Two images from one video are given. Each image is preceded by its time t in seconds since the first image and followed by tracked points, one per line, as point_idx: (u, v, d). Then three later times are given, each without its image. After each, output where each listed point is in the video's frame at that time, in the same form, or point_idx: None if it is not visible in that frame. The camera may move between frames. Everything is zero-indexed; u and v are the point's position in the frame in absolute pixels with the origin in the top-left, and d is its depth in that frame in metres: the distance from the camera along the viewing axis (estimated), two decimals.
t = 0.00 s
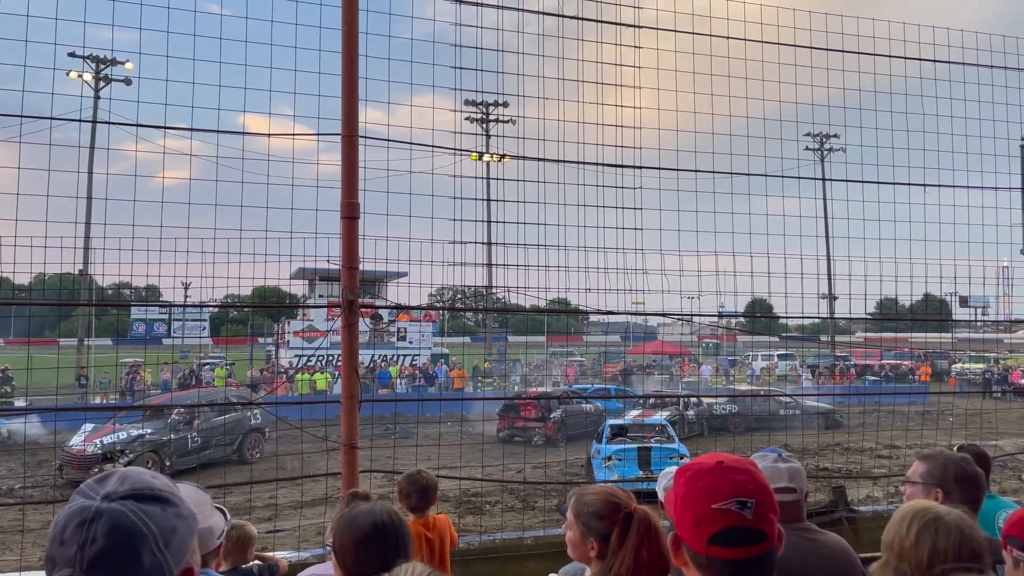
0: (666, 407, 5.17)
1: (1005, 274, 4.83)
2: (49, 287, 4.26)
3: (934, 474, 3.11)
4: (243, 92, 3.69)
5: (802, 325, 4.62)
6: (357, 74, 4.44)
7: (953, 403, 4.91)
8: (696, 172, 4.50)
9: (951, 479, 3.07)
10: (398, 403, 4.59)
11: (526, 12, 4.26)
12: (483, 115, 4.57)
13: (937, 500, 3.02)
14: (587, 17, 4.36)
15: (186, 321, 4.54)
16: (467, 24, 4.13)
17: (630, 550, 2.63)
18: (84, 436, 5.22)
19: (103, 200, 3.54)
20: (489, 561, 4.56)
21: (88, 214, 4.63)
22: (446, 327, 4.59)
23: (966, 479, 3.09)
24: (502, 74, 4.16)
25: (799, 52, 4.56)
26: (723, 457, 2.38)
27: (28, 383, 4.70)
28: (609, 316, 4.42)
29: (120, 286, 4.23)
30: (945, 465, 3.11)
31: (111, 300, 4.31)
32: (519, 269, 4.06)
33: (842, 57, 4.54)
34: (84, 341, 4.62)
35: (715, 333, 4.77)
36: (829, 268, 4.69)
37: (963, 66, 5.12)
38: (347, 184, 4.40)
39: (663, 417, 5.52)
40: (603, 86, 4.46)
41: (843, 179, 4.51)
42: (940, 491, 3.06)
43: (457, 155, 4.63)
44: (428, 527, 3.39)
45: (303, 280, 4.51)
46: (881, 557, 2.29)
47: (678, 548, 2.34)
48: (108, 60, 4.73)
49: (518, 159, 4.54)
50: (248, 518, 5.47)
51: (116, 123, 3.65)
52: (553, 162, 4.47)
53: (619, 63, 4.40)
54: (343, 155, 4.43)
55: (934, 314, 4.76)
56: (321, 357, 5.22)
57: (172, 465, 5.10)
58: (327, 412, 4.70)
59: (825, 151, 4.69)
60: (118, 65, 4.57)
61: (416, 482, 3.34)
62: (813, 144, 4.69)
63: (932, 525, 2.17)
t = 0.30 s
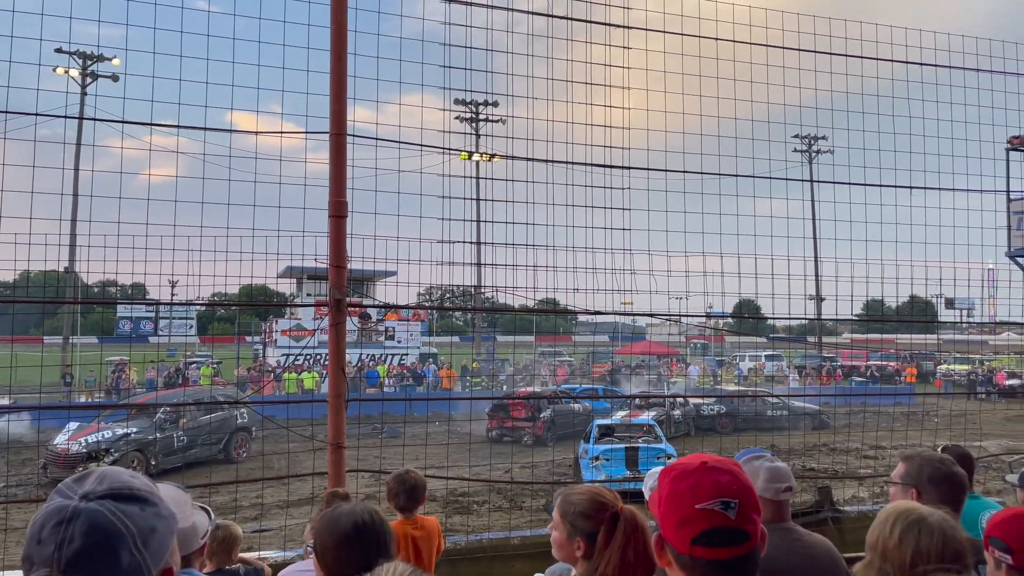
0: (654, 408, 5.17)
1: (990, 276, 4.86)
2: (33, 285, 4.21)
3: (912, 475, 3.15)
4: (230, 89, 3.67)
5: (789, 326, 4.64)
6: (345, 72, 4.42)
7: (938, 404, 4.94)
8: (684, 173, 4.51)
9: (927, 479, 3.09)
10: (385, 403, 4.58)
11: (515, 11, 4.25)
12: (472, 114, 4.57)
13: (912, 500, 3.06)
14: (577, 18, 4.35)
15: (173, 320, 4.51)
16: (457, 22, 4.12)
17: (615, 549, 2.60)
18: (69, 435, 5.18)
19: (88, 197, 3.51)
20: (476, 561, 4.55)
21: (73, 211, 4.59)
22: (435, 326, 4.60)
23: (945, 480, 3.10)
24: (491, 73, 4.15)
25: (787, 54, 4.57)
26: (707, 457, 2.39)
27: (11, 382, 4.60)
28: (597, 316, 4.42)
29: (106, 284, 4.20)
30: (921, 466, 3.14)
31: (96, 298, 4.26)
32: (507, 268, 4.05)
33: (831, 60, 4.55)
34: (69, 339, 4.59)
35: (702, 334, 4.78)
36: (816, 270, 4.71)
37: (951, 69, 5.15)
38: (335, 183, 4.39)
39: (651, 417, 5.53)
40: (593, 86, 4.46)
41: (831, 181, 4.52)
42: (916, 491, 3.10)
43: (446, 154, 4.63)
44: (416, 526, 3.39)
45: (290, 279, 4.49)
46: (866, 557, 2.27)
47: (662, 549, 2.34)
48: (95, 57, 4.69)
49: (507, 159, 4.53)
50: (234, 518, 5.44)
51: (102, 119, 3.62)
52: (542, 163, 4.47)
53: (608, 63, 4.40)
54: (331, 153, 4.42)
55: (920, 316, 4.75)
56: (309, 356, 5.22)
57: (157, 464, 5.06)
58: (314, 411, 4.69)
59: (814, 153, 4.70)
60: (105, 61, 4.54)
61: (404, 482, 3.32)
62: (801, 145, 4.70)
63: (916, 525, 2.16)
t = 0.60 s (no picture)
0: (641, 408, 5.18)
1: (973, 279, 4.90)
2: (15, 282, 4.17)
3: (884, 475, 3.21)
4: (216, 86, 3.64)
5: (774, 327, 4.66)
6: (331, 69, 4.40)
7: (920, 405, 4.98)
8: (671, 174, 4.51)
9: (896, 480, 3.13)
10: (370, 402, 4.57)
11: (503, 11, 4.23)
12: (459, 113, 4.56)
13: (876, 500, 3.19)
14: (564, 18, 4.35)
15: (157, 317, 4.49)
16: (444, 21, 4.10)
17: (599, 545, 2.62)
18: (51, 434, 5.15)
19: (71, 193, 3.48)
20: (460, 561, 4.56)
21: (57, 207, 4.55)
22: (420, 326, 4.58)
23: (922, 481, 3.11)
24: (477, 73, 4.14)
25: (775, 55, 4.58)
26: (685, 459, 2.40)
27: None
28: (584, 317, 4.42)
29: (89, 281, 4.16)
30: (891, 466, 3.18)
31: (79, 295, 4.23)
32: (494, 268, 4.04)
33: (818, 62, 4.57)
34: (52, 337, 4.54)
35: (688, 334, 4.78)
36: (802, 271, 4.73)
37: (936, 73, 5.19)
38: (320, 181, 4.37)
39: (637, 417, 5.54)
40: (580, 86, 4.45)
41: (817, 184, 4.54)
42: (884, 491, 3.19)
43: (433, 153, 4.62)
44: (397, 526, 3.39)
45: (276, 278, 4.47)
46: (844, 558, 2.28)
47: (641, 550, 2.34)
48: (80, 52, 4.65)
49: (494, 158, 4.53)
50: (217, 517, 5.42)
51: (85, 115, 3.59)
52: (529, 162, 4.47)
53: (595, 63, 4.39)
54: (316, 151, 4.40)
55: (903, 318, 4.77)
56: (294, 354, 5.19)
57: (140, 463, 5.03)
58: (298, 410, 4.67)
59: (799, 155, 4.71)
60: (90, 57, 4.50)
61: (387, 482, 3.32)
62: (787, 147, 4.71)
63: (894, 526, 2.17)
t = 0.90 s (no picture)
0: (626, 407, 5.17)
1: (954, 280, 4.94)
2: None
3: (866, 474, 3.22)
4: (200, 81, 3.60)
5: (759, 326, 4.67)
6: (316, 66, 4.38)
7: (902, 405, 5.02)
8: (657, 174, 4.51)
9: (879, 478, 3.15)
10: (353, 400, 4.55)
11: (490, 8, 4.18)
12: (446, 112, 4.55)
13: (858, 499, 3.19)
14: (551, 17, 4.34)
15: (140, 315, 4.42)
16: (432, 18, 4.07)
17: (578, 541, 2.59)
18: (32, 431, 5.11)
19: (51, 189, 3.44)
20: (443, 560, 4.56)
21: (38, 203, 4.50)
22: (406, 324, 4.56)
23: (902, 479, 3.13)
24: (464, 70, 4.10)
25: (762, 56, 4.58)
26: (660, 457, 2.40)
27: None
28: (570, 316, 4.40)
29: (72, 277, 4.10)
30: (875, 464, 3.20)
31: (63, 292, 4.16)
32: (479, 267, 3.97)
33: (804, 64, 4.59)
34: (32, 334, 4.50)
35: (674, 334, 4.76)
36: (787, 271, 4.74)
37: (921, 75, 5.21)
38: (304, 177, 4.36)
39: (622, 416, 5.55)
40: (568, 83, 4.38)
41: (802, 184, 4.55)
42: (867, 490, 3.20)
43: (420, 151, 4.60)
44: (375, 525, 3.37)
45: (260, 275, 4.45)
46: (817, 557, 2.29)
47: (617, 550, 2.34)
48: (63, 46, 4.60)
49: (481, 157, 4.51)
50: (199, 516, 5.39)
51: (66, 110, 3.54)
52: (515, 161, 4.46)
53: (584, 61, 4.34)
54: (301, 148, 4.38)
55: (885, 318, 4.81)
56: (278, 352, 5.17)
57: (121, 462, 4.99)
58: (280, 408, 4.65)
59: (785, 156, 4.73)
60: (73, 51, 4.46)
61: (365, 482, 3.31)
62: (773, 148, 4.72)
63: (865, 525, 2.18)
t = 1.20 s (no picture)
0: (611, 405, 5.17)
1: (938, 278, 4.96)
2: None
3: (855, 471, 3.20)
4: (184, 76, 3.55)
5: (743, 324, 4.68)
6: (301, 62, 4.35)
7: (886, 403, 5.04)
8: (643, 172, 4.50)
9: (869, 475, 3.14)
10: (338, 397, 4.53)
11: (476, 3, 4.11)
12: (432, 109, 4.53)
13: (854, 498, 3.12)
14: (536, 13, 4.32)
15: (123, 312, 4.36)
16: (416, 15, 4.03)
17: (561, 536, 2.56)
18: (13, 429, 5.06)
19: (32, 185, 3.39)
20: (428, 558, 4.56)
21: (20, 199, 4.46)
22: (391, 322, 4.53)
23: (886, 476, 3.14)
24: (449, 66, 4.03)
25: (748, 54, 4.58)
26: (642, 454, 2.41)
27: None
28: (556, 314, 4.38)
29: (54, 274, 4.06)
30: (864, 462, 3.19)
31: (44, 288, 4.12)
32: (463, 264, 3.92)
33: (791, 62, 4.59)
34: (12, 333, 4.43)
35: (659, 332, 4.76)
36: (772, 269, 4.74)
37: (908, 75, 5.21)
38: (288, 173, 4.33)
39: (607, 414, 5.56)
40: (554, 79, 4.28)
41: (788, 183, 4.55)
42: (859, 488, 3.15)
43: (405, 148, 4.58)
44: (356, 523, 3.36)
45: (244, 272, 4.42)
46: (795, 554, 2.30)
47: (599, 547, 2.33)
48: (45, 41, 4.55)
49: (467, 154, 4.49)
50: (182, 514, 5.36)
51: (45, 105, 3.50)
52: (501, 158, 4.43)
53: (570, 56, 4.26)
54: (285, 145, 4.35)
55: (869, 316, 4.83)
56: (263, 350, 5.13)
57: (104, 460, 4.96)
58: (264, 406, 4.62)
59: (770, 154, 4.72)
60: (55, 46, 4.40)
61: (346, 479, 3.30)
62: (759, 147, 4.72)
63: (841, 520, 2.20)
